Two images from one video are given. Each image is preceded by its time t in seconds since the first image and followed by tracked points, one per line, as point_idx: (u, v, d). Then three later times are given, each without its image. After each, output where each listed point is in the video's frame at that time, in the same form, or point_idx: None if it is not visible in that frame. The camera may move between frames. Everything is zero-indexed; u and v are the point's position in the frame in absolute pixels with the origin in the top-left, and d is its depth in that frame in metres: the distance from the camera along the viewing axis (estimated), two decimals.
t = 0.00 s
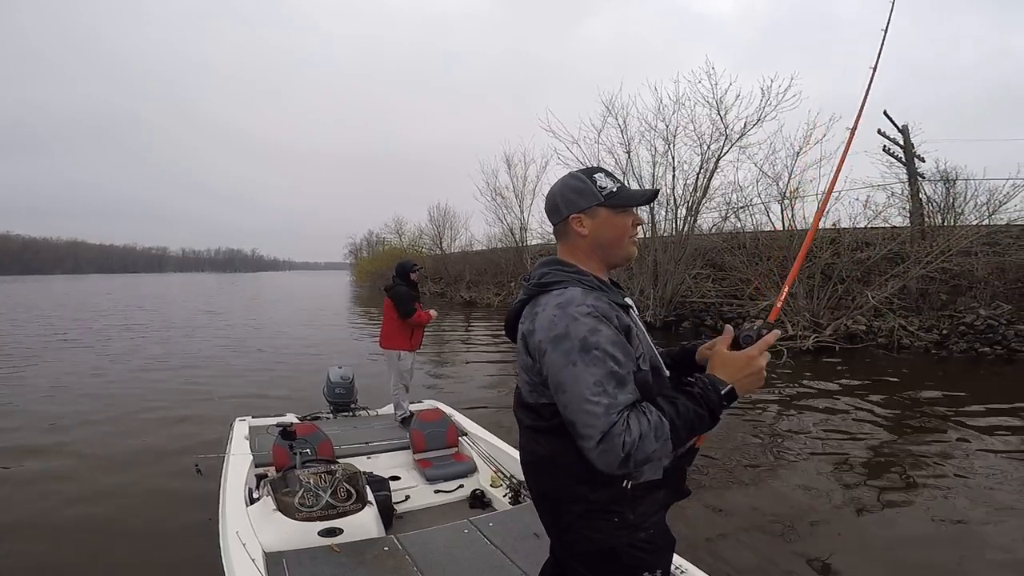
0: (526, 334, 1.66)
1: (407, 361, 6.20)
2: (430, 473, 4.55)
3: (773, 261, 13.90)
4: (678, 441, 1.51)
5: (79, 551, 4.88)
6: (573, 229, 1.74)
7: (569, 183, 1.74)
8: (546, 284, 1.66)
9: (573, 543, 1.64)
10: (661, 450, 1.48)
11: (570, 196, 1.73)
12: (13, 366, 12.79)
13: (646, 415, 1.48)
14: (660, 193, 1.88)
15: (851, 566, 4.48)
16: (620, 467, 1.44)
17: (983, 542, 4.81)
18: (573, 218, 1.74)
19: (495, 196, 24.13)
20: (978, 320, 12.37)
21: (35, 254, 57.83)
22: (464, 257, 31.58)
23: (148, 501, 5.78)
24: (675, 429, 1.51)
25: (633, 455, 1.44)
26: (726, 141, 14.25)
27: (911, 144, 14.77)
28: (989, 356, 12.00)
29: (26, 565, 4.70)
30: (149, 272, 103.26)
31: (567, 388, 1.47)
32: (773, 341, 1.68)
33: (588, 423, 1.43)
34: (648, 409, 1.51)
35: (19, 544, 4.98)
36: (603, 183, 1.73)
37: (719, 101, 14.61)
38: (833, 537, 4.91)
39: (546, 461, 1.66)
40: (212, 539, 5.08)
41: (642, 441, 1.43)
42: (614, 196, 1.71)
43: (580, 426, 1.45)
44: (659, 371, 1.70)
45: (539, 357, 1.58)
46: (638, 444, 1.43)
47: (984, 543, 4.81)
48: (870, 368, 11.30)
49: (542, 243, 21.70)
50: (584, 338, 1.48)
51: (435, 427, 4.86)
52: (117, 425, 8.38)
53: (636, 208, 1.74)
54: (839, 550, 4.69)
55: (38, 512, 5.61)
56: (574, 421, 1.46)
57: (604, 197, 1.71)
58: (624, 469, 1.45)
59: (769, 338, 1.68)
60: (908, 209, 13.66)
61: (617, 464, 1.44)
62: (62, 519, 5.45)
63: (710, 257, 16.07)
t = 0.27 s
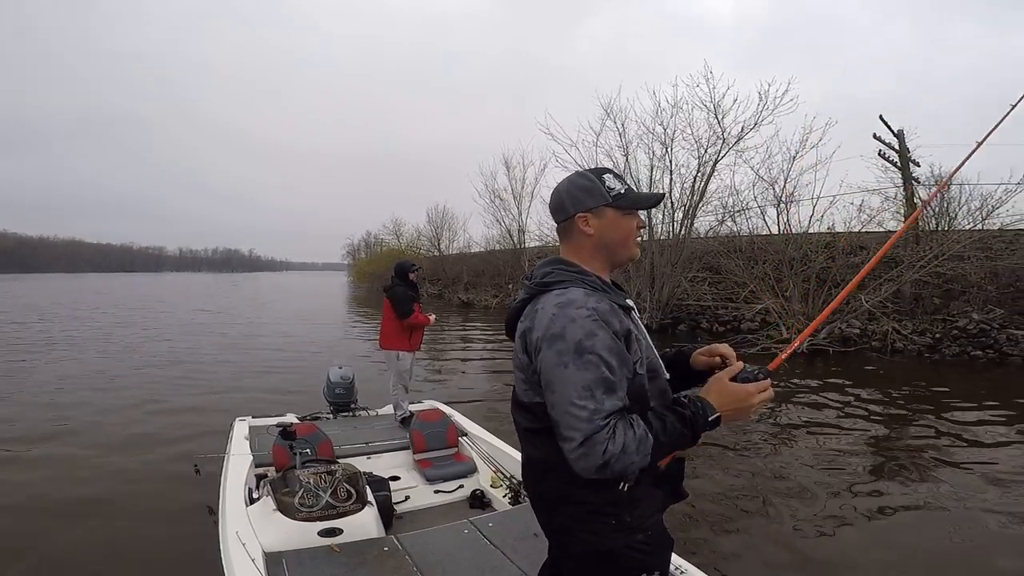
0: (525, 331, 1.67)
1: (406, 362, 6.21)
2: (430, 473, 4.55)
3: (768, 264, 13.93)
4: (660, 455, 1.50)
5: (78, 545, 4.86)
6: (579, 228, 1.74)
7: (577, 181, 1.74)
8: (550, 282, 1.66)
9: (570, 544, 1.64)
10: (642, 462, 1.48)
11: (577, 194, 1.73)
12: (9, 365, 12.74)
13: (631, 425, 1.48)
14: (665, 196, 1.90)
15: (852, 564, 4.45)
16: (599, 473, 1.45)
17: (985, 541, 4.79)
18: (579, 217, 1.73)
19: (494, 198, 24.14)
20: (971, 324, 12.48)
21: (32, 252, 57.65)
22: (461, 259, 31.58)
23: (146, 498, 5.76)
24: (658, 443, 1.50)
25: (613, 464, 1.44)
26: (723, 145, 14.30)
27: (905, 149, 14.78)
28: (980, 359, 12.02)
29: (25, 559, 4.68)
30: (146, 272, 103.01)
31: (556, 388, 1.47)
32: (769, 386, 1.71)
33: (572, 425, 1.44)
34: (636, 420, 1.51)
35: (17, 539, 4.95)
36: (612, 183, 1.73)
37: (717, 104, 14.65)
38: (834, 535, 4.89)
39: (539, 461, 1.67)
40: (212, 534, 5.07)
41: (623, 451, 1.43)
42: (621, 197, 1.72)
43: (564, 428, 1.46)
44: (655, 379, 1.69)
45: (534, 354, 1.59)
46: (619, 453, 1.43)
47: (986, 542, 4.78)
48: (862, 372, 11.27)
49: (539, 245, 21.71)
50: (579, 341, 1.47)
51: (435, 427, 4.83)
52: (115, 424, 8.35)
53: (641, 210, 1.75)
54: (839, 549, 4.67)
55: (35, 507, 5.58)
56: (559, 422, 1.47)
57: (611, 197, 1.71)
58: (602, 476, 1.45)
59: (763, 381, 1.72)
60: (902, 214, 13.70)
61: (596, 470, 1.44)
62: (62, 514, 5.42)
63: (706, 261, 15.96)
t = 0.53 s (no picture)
0: (517, 333, 1.67)
1: (404, 362, 6.20)
2: (430, 473, 4.55)
3: (763, 264, 13.98)
4: (652, 457, 1.50)
5: (77, 546, 4.84)
6: (578, 227, 1.74)
7: (577, 180, 1.74)
8: (541, 283, 1.67)
9: (563, 546, 1.64)
10: (634, 466, 1.48)
11: (577, 193, 1.73)
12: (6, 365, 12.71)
13: (621, 427, 1.48)
14: (664, 198, 1.91)
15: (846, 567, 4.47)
16: (591, 477, 1.45)
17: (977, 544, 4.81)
18: (578, 215, 1.73)
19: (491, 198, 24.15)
20: (963, 324, 12.50)
21: (29, 253, 57.56)
22: (459, 259, 31.58)
23: (145, 498, 5.75)
24: (650, 448, 1.50)
25: (605, 468, 1.44)
26: (719, 146, 14.35)
27: (899, 149, 14.83)
28: (971, 359, 12.02)
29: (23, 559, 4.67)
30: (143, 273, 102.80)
31: (547, 391, 1.47)
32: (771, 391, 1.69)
33: (563, 428, 1.44)
34: (627, 424, 1.51)
35: (16, 538, 4.95)
36: (612, 183, 1.74)
37: (713, 106, 14.70)
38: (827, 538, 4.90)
39: (531, 464, 1.67)
40: (211, 535, 5.05)
41: (614, 454, 1.43)
42: (621, 197, 1.72)
43: (556, 431, 1.46)
44: (648, 382, 1.68)
45: (526, 356, 1.59)
46: (611, 457, 1.43)
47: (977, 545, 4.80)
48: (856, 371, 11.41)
49: (537, 245, 21.74)
50: (569, 343, 1.47)
51: (434, 428, 4.82)
52: (113, 424, 8.35)
53: (640, 210, 1.75)
54: (832, 552, 4.69)
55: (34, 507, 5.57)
56: (550, 425, 1.47)
57: (611, 197, 1.72)
58: (594, 480, 1.45)
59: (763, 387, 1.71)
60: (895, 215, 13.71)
61: (588, 474, 1.44)
62: (59, 514, 5.40)
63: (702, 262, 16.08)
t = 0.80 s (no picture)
0: (509, 335, 1.67)
1: (402, 362, 6.21)
2: (428, 474, 4.55)
3: (759, 264, 14.02)
4: (640, 464, 1.50)
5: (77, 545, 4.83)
6: (578, 227, 1.74)
7: (578, 179, 1.74)
8: (533, 286, 1.67)
9: (560, 547, 1.64)
10: (621, 473, 1.48)
11: (578, 193, 1.73)
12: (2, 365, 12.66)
13: (609, 434, 1.48)
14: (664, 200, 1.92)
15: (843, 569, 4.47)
16: (578, 482, 1.45)
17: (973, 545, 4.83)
18: (579, 216, 1.73)
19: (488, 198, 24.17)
20: (957, 323, 12.55)
21: (26, 253, 57.38)
22: (456, 259, 31.59)
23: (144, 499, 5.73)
24: (638, 455, 1.50)
25: (591, 474, 1.44)
26: (715, 146, 14.37)
27: (894, 149, 14.90)
28: (964, 358, 12.08)
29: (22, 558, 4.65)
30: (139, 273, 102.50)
31: (535, 396, 1.48)
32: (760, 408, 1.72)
33: (551, 433, 1.44)
34: (616, 430, 1.51)
35: (14, 539, 4.93)
36: (614, 184, 1.75)
37: (709, 106, 14.74)
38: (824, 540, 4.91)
39: (523, 467, 1.68)
40: (211, 535, 5.04)
41: (600, 460, 1.44)
42: (623, 198, 1.73)
43: (543, 436, 1.47)
44: (640, 387, 1.68)
45: (516, 359, 1.60)
46: (597, 463, 1.44)
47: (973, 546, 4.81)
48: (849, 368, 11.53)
49: (534, 245, 21.75)
50: (558, 348, 1.47)
51: (434, 427, 4.81)
52: (110, 424, 8.32)
53: (640, 212, 1.76)
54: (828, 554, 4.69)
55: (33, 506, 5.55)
56: (537, 429, 1.47)
57: (612, 198, 1.72)
58: (582, 485, 1.46)
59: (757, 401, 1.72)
60: (890, 215, 13.76)
61: (575, 479, 1.45)
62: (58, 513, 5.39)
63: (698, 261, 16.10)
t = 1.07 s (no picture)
0: (510, 337, 1.67)
1: (402, 363, 6.21)
2: (427, 474, 4.55)
3: (754, 263, 14.06)
4: (645, 463, 1.50)
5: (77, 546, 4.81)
6: (578, 229, 1.74)
7: (578, 180, 1.74)
8: (533, 288, 1.67)
9: (559, 546, 1.64)
10: (627, 471, 1.48)
11: (577, 194, 1.73)
12: None
13: (613, 433, 1.48)
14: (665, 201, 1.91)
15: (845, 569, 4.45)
16: (584, 482, 1.45)
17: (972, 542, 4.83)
18: (579, 217, 1.73)
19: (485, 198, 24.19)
20: (950, 322, 12.60)
21: (25, 255, 57.19)
22: (454, 259, 31.61)
23: (143, 499, 5.72)
24: (643, 454, 1.50)
25: (597, 473, 1.44)
26: (711, 146, 14.40)
27: (888, 149, 14.96)
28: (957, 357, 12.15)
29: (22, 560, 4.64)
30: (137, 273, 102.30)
31: (537, 396, 1.48)
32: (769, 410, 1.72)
33: (554, 433, 1.44)
34: (620, 429, 1.51)
35: (11, 540, 4.92)
36: (614, 185, 1.75)
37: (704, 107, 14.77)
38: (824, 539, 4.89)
39: (525, 467, 1.68)
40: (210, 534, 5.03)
41: (605, 459, 1.44)
42: (623, 200, 1.73)
43: (547, 436, 1.47)
44: (639, 386, 1.68)
45: (517, 361, 1.60)
46: (602, 461, 1.44)
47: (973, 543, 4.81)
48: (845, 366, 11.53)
49: (531, 246, 21.77)
50: (559, 348, 1.47)
51: (433, 428, 4.81)
52: (109, 425, 8.32)
53: (640, 214, 1.76)
54: (829, 553, 4.67)
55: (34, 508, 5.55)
56: (541, 430, 1.47)
57: (612, 200, 1.72)
58: (587, 485, 1.46)
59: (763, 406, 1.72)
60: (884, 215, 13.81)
61: (580, 479, 1.44)
62: (58, 515, 5.37)
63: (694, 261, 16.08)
